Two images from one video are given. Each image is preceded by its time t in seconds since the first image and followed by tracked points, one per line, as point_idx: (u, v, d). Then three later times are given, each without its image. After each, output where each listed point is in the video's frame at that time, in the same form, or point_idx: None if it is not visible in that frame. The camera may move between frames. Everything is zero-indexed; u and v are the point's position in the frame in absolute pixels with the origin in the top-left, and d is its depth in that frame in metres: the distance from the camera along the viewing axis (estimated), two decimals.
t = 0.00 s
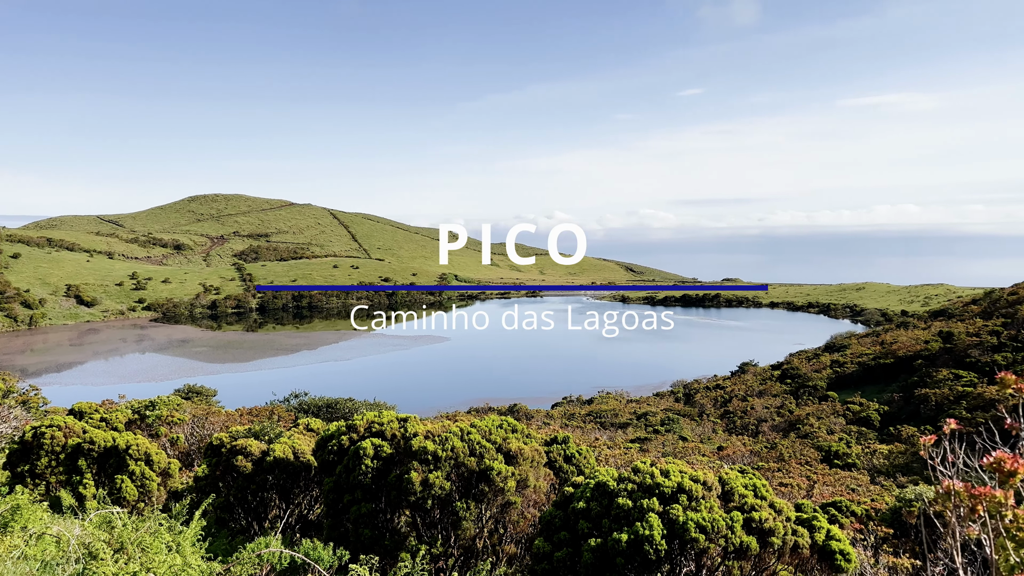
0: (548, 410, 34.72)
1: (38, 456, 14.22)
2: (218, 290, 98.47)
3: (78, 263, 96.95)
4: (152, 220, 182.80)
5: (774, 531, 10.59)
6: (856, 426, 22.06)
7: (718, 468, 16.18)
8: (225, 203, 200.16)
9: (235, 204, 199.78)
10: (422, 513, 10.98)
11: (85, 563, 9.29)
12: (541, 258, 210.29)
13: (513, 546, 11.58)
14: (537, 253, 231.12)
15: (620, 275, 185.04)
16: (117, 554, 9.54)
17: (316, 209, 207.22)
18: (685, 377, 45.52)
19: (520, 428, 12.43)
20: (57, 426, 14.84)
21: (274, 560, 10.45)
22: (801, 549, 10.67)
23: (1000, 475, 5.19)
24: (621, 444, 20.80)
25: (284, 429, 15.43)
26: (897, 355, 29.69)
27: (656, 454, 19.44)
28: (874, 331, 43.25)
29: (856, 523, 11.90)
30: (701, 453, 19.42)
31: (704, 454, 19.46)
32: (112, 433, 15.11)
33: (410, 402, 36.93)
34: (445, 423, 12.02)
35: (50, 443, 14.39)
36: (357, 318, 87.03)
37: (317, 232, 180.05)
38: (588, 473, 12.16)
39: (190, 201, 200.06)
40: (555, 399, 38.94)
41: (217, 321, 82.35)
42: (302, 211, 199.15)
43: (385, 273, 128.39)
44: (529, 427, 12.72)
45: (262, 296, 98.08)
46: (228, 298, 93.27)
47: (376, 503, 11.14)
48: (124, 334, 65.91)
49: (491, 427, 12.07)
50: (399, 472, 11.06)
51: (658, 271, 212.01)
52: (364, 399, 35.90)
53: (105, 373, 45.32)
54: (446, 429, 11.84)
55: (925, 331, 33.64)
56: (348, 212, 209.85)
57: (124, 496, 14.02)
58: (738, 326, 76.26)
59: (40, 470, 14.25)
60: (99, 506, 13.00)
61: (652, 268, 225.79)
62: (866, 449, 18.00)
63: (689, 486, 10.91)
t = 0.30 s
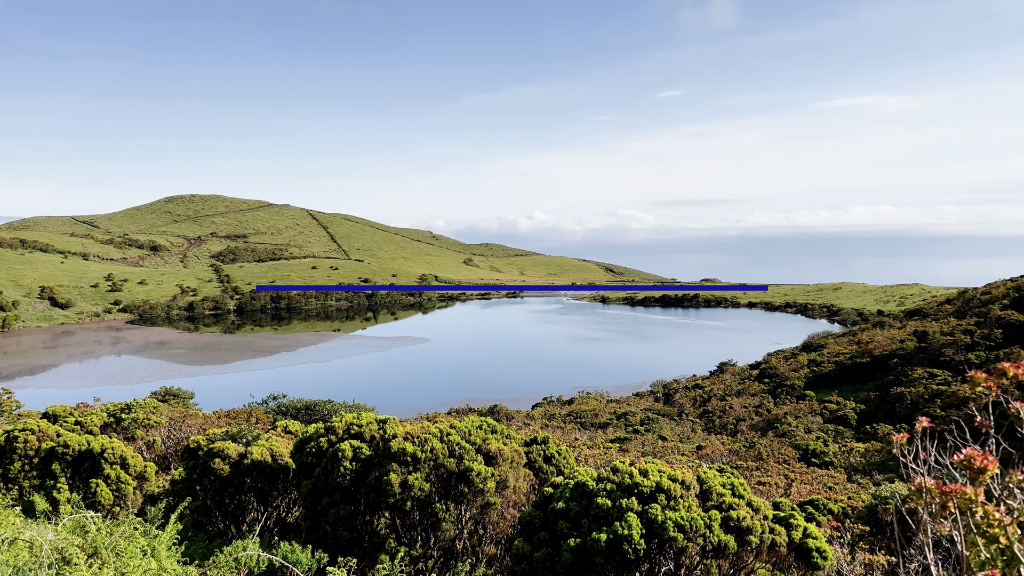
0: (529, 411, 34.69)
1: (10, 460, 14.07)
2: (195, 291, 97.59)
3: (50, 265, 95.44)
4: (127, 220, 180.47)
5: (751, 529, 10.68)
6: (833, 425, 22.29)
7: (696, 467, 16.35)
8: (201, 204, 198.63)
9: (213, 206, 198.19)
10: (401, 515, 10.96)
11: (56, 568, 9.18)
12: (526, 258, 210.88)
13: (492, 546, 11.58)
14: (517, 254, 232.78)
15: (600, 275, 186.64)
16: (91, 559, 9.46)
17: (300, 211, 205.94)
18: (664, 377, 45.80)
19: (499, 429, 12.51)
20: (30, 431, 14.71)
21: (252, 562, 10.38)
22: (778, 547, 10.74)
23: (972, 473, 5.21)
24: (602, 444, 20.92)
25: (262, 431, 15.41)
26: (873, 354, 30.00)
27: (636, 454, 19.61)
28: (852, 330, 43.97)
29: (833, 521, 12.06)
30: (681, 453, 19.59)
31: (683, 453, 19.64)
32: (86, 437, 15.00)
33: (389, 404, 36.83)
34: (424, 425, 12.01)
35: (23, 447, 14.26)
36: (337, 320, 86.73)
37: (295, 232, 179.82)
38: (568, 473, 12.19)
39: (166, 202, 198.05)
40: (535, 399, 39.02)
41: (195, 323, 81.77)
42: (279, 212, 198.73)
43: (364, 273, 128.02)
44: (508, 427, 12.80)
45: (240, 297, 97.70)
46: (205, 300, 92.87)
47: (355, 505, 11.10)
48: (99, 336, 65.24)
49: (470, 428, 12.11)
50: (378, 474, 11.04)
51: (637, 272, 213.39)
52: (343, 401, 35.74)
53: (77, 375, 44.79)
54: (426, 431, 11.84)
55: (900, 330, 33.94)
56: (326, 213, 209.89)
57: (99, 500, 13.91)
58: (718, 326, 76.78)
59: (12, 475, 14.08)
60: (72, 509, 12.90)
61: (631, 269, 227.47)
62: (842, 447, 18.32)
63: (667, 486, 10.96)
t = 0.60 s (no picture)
0: (508, 411, 34.75)
1: None
2: (170, 293, 96.88)
3: (21, 267, 93.80)
4: (100, 222, 177.69)
5: (727, 528, 10.75)
6: (809, 424, 22.60)
7: (674, 467, 16.46)
8: (176, 204, 197.05)
9: (188, 206, 196.66)
10: (379, 518, 10.94)
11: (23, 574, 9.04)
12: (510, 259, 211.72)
13: (471, 548, 11.58)
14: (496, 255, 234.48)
15: (578, 275, 188.95)
16: (60, 565, 9.31)
17: (276, 212, 205.55)
18: (643, 377, 46.13)
19: (477, 431, 12.52)
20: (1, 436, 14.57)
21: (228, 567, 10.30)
22: (754, 546, 10.82)
23: (939, 470, 5.50)
24: (580, 445, 20.98)
25: (239, 434, 15.30)
26: (849, 354, 30.29)
27: (615, 454, 19.71)
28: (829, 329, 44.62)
29: (810, 519, 12.22)
30: (659, 452, 19.71)
31: (662, 453, 19.78)
32: (59, 442, 14.82)
33: (367, 405, 36.73)
34: (402, 427, 11.99)
35: None
36: (315, 322, 86.16)
37: (271, 232, 180.10)
38: (546, 474, 12.22)
39: (141, 203, 195.96)
40: (513, 400, 39.17)
41: (170, 325, 81.13)
42: (255, 213, 198.40)
43: (341, 274, 127.77)
44: (487, 429, 12.83)
45: (217, 299, 97.55)
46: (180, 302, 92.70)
47: (332, 508, 11.06)
48: (71, 339, 64.50)
49: (448, 430, 12.11)
50: (355, 476, 11.01)
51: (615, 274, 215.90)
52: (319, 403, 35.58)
53: (48, 379, 44.14)
54: (404, 432, 11.82)
55: (874, 330, 34.27)
56: (303, 215, 209.64)
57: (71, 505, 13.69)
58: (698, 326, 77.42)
59: None
60: (44, 515, 12.73)
61: (608, 269, 230.22)
62: (818, 445, 18.65)
63: (644, 485, 11.02)
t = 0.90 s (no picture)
0: (486, 412, 34.88)
1: None
2: (142, 295, 95.92)
3: None
4: (70, 224, 174.64)
5: (702, 527, 10.82)
6: (784, 423, 22.93)
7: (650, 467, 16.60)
8: (150, 205, 195.13)
9: (162, 207, 194.78)
10: (355, 521, 10.92)
11: None
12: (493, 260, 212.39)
13: (448, 550, 11.60)
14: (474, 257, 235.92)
15: (553, 275, 191.24)
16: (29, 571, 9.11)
17: (251, 213, 204.61)
18: (619, 377, 46.55)
19: (455, 432, 12.53)
20: None
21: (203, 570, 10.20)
22: (729, 545, 10.89)
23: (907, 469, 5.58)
24: (556, 445, 21.04)
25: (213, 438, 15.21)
26: (823, 354, 30.68)
27: (591, 454, 19.83)
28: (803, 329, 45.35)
29: (784, 518, 12.37)
30: (635, 453, 19.85)
31: (639, 453, 19.94)
32: (27, 446, 14.59)
33: (344, 408, 36.59)
34: (378, 429, 11.95)
35: None
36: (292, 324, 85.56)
37: (246, 232, 179.82)
38: (522, 475, 12.23)
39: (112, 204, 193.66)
40: (492, 401, 39.21)
41: (144, 327, 80.27)
42: (230, 214, 197.48)
43: (317, 276, 127.47)
44: (465, 430, 12.84)
45: (191, 300, 97.15)
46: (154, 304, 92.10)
47: (308, 512, 11.01)
48: (41, 342, 63.62)
49: (425, 432, 12.09)
50: (331, 479, 10.96)
51: (592, 274, 218.48)
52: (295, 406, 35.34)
53: (17, 384, 43.29)
54: (380, 435, 11.78)
55: (847, 330, 34.74)
56: (279, 215, 208.77)
57: (42, 511, 13.51)
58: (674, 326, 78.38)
59: None
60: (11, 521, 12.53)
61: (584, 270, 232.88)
62: (792, 444, 19.05)
63: (620, 486, 11.06)
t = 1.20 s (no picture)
0: (461, 414, 34.96)
1: None
2: (112, 296, 94.47)
3: None
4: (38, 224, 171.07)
5: (676, 526, 10.88)
6: (757, 423, 23.22)
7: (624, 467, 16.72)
8: (121, 206, 192.58)
9: (132, 208, 192.30)
10: (330, 523, 10.87)
11: None
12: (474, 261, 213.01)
13: (423, 552, 11.62)
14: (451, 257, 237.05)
15: (527, 275, 193.01)
16: None
17: (224, 214, 202.67)
18: (595, 377, 47.00)
19: (430, 434, 12.53)
20: None
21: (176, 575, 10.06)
22: (703, 544, 10.98)
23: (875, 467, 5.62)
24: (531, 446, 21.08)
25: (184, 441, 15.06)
26: (796, 354, 31.04)
27: (567, 455, 19.95)
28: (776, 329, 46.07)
29: (757, 517, 12.52)
30: (610, 452, 19.97)
31: (614, 453, 20.07)
32: None
33: (320, 410, 36.42)
34: (353, 431, 11.91)
35: None
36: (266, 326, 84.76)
37: (217, 232, 178.99)
38: (498, 477, 12.24)
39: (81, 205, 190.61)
40: (468, 403, 39.12)
41: (114, 329, 79.17)
42: (203, 215, 195.82)
43: (292, 277, 126.77)
44: (440, 432, 12.86)
45: (162, 302, 96.15)
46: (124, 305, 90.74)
47: (280, 515, 10.95)
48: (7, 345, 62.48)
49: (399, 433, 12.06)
50: (304, 482, 10.89)
51: (566, 275, 220.72)
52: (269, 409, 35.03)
53: None
54: (354, 437, 11.74)
55: (820, 330, 35.21)
56: (253, 216, 207.44)
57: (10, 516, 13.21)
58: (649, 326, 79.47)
59: None
60: None
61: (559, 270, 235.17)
62: (766, 443, 19.41)
63: (595, 486, 11.11)
